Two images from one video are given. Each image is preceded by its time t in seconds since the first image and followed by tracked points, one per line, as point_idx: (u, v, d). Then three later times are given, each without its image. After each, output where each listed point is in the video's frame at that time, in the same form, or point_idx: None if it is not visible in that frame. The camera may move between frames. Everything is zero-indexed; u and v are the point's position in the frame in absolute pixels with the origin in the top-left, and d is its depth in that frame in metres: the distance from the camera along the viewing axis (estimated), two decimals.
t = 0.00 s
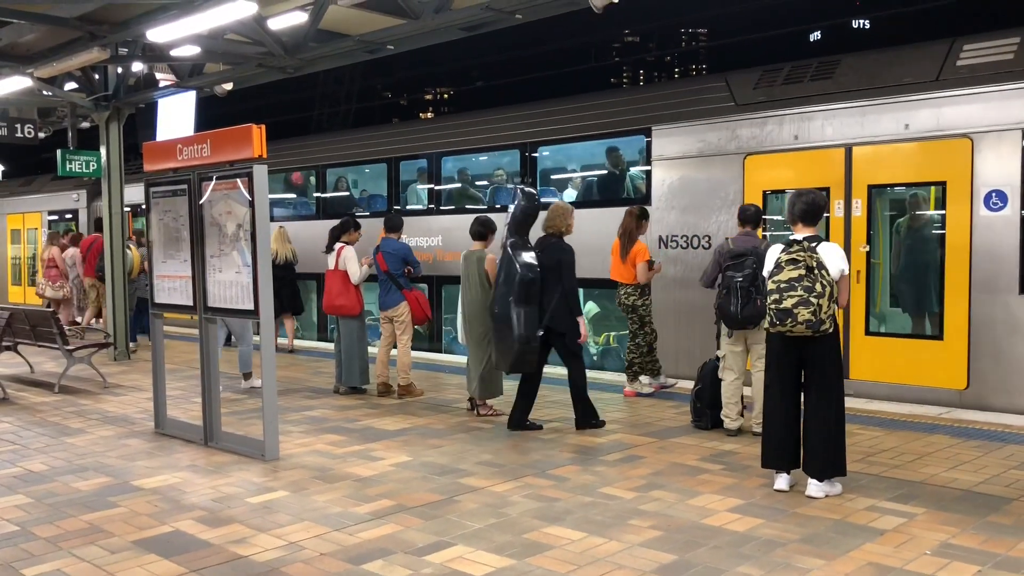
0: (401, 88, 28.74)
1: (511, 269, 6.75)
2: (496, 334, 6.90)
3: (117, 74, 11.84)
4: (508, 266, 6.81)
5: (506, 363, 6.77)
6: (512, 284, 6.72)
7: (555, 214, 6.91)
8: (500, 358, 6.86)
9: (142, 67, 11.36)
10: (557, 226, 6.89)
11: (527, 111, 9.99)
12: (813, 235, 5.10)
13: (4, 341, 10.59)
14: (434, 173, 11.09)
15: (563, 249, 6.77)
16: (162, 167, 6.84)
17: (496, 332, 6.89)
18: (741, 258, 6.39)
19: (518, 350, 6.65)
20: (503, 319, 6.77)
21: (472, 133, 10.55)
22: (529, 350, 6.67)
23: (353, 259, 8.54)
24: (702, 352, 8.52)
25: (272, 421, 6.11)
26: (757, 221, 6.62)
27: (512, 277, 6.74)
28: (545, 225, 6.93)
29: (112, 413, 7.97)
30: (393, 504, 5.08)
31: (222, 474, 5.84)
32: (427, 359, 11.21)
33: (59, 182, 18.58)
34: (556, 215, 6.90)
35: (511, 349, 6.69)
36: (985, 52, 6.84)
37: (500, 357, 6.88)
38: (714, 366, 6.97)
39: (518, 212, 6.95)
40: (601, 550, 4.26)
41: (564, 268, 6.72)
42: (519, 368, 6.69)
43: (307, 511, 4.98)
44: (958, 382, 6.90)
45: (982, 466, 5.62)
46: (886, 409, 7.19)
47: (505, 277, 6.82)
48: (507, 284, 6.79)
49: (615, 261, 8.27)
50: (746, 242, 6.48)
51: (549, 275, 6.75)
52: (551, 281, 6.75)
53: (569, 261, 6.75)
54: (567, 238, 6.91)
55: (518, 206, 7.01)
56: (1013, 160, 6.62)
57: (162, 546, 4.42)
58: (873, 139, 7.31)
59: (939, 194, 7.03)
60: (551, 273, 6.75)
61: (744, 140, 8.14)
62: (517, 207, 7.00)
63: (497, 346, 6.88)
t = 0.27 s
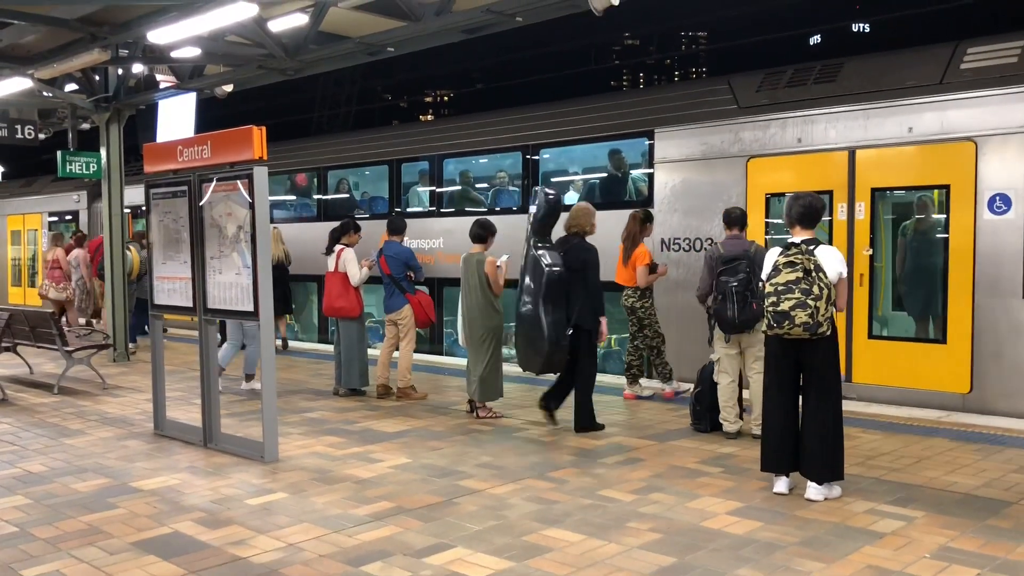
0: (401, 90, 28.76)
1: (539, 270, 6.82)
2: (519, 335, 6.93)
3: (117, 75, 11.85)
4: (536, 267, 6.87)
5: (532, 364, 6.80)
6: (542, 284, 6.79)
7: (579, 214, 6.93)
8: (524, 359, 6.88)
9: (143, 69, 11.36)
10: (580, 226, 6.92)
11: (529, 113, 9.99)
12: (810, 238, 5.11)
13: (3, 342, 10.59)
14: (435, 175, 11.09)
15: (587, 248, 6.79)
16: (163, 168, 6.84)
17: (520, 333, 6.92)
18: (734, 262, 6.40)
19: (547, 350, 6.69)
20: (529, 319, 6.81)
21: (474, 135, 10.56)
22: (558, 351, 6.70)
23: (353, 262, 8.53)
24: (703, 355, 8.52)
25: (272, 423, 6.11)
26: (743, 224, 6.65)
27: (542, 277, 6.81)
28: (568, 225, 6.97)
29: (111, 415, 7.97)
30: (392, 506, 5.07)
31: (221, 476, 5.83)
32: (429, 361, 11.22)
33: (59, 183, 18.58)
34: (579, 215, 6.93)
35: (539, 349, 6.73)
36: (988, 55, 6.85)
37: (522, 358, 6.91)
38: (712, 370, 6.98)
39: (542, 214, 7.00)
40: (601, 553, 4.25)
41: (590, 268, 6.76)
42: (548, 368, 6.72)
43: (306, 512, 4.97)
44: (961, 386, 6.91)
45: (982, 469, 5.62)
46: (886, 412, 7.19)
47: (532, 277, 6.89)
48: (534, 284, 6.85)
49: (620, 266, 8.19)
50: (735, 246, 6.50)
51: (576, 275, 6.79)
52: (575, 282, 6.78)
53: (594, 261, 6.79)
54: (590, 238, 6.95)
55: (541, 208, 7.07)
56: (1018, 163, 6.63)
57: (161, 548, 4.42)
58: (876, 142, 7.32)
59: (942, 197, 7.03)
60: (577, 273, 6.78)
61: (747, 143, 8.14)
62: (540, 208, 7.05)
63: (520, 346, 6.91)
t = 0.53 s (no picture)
0: (401, 92, 28.76)
1: (560, 269, 6.84)
2: (537, 333, 6.93)
3: (117, 76, 11.85)
4: (556, 265, 6.89)
5: (552, 362, 6.79)
6: (563, 284, 6.82)
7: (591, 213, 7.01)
8: (542, 357, 6.88)
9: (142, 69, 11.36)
10: (596, 227, 6.97)
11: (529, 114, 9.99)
12: (809, 239, 5.12)
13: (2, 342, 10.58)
14: (435, 176, 11.09)
15: (605, 249, 6.88)
16: (162, 169, 6.84)
17: (537, 332, 6.92)
18: (732, 263, 6.41)
19: (567, 349, 6.71)
20: (549, 318, 6.82)
21: (474, 136, 10.56)
22: (580, 350, 6.75)
23: (352, 263, 8.52)
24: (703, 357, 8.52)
25: (271, 424, 6.10)
26: (739, 225, 6.68)
27: (562, 276, 6.85)
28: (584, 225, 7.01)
29: (110, 415, 7.96)
30: (392, 507, 5.07)
31: (220, 477, 5.83)
32: (429, 361, 11.22)
33: (59, 183, 18.57)
34: (594, 216, 6.99)
35: (559, 347, 6.74)
36: (988, 56, 6.85)
37: (540, 356, 6.91)
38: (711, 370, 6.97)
39: (564, 214, 7.04)
40: (600, 554, 4.25)
41: (608, 269, 6.83)
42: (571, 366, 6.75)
43: (305, 513, 4.97)
44: (960, 388, 6.90)
45: (981, 471, 5.62)
46: (885, 413, 7.20)
47: (551, 276, 6.91)
48: (554, 284, 6.89)
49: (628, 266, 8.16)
50: (732, 247, 6.54)
51: (594, 276, 6.87)
52: (594, 281, 6.88)
53: (611, 262, 6.87)
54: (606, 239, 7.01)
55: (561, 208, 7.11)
56: (1017, 164, 6.63)
57: (160, 548, 4.41)
58: (876, 143, 7.32)
59: (942, 198, 7.03)
60: (596, 274, 6.86)
61: (746, 145, 8.14)
62: (561, 209, 7.10)
63: (538, 345, 6.90)
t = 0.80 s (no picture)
0: (401, 92, 28.76)
1: (579, 271, 6.81)
2: (553, 334, 6.88)
3: (117, 76, 11.84)
4: (575, 267, 6.84)
5: (570, 363, 6.80)
6: (583, 286, 6.80)
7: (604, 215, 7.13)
8: (557, 358, 6.87)
9: (143, 70, 11.35)
10: (609, 230, 7.12)
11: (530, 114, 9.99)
12: (808, 239, 5.11)
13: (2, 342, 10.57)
14: (435, 176, 11.09)
15: (619, 251, 6.96)
16: (162, 169, 6.83)
17: (554, 333, 6.88)
18: (737, 264, 6.41)
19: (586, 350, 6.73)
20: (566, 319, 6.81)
21: (474, 137, 10.56)
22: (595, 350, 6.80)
23: (352, 263, 8.52)
24: (702, 356, 8.53)
25: (271, 424, 6.10)
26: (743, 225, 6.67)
27: (582, 278, 6.82)
28: (598, 229, 7.12)
29: (110, 416, 7.96)
30: (392, 507, 5.07)
31: (220, 477, 5.83)
32: (429, 362, 11.21)
33: (59, 184, 18.57)
34: (606, 220, 7.12)
35: (578, 349, 6.74)
36: (988, 57, 6.85)
37: (555, 357, 6.90)
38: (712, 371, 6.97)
39: (583, 215, 6.96)
40: (600, 555, 4.25)
41: (623, 270, 6.92)
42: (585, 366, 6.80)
43: (305, 514, 4.97)
44: (960, 388, 6.90)
45: (981, 472, 5.61)
46: (885, 413, 7.20)
47: (570, 278, 6.85)
48: (573, 286, 6.84)
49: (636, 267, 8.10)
50: (735, 248, 6.60)
51: (609, 277, 6.93)
52: (609, 283, 6.93)
53: (625, 263, 6.97)
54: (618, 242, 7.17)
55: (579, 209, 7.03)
56: (1017, 165, 6.62)
57: (160, 549, 4.41)
58: (876, 144, 7.32)
59: (942, 199, 7.02)
60: (611, 275, 6.92)
61: (746, 145, 8.14)
62: (578, 211, 7.00)
63: (553, 346, 6.89)
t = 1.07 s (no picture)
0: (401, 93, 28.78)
1: (595, 271, 6.92)
2: (566, 332, 7.05)
3: (118, 77, 11.84)
4: (591, 266, 6.96)
5: (583, 360, 6.95)
6: (598, 285, 6.91)
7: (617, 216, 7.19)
8: (570, 355, 7.03)
9: (143, 71, 11.35)
10: (619, 232, 7.16)
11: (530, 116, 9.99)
12: (809, 241, 5.12)
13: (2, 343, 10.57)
14: (436, 177, 11.09)
15: (630, 250, 7.07)
16: (162, 170, 6.83)
17: (567, 330, 7.04)
18: (739, 265, 6.42)
19: (599, 347, 6.86)
20: (580, 317, 6.94)
21: (475, 138, 10.56)
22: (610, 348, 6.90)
23: (353, 265, 8.51)
24: (703, 358, 8.52)
25: (272, 425, 6.10)
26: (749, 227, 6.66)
27: (597, 278, 6.92)
28: (610, 229, 7.18)
29: (111, 417, 7.96)
30: (392, 508, 5.07)
31: (221, 478, 5.83)
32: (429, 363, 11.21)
33: (59, 185, 18.59)
34: (617, 221, 7.17)
35: (591, 346, 6.89)
36: (988, 58, 6.85)
37: (568, 354, 7.06)
38: (712, 373, 6.97)
39: (598, 217, 7.04)
40: (600, 556, 4.25)
41: (635, 269, 7.04)
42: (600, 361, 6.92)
43: (305, 515, 4.97)
44: (960, 390, 6.90)
45: (981, 473, 5.61)
46: (885, 414, 7.20)
47: (586, 276, 6.96)
48: (587, 284, 6.94)
49: (644, 269, 8.18)
50: (741, 249, 6.57)
51: (621, 276, 7.03)
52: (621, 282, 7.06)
53: (636, 262, 7.09)
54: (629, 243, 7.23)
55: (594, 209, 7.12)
56: (1018, 166, 6.62)
57: (161, 550, 4.41)
58: (876, 145, 7.32)
59: (942, 200, 7.02)
60: (623, 274, 7.03)
61: (746, 146, 8.15)
62: (594, 211, 7.10)
63: (566, 342, 7.05)
